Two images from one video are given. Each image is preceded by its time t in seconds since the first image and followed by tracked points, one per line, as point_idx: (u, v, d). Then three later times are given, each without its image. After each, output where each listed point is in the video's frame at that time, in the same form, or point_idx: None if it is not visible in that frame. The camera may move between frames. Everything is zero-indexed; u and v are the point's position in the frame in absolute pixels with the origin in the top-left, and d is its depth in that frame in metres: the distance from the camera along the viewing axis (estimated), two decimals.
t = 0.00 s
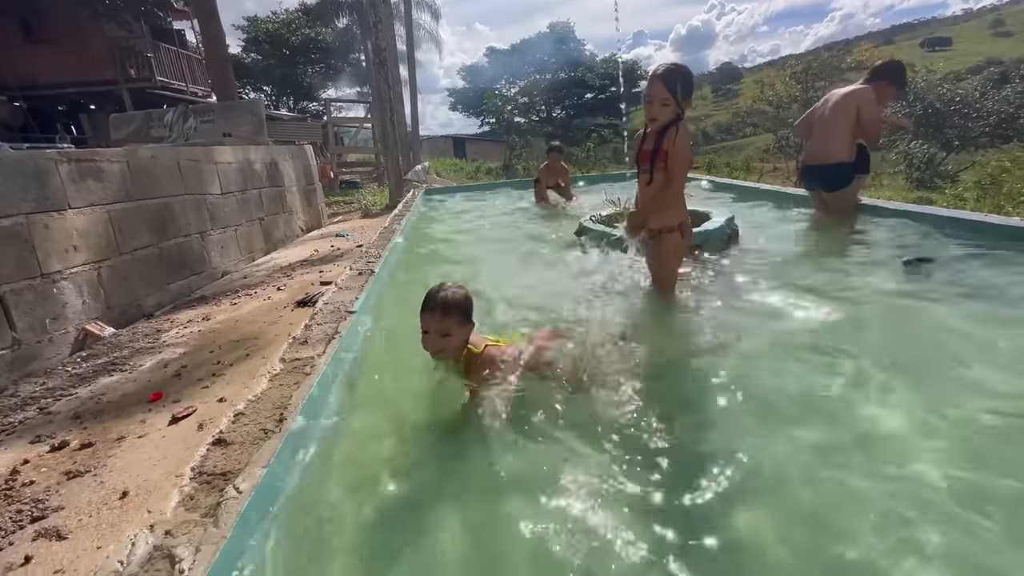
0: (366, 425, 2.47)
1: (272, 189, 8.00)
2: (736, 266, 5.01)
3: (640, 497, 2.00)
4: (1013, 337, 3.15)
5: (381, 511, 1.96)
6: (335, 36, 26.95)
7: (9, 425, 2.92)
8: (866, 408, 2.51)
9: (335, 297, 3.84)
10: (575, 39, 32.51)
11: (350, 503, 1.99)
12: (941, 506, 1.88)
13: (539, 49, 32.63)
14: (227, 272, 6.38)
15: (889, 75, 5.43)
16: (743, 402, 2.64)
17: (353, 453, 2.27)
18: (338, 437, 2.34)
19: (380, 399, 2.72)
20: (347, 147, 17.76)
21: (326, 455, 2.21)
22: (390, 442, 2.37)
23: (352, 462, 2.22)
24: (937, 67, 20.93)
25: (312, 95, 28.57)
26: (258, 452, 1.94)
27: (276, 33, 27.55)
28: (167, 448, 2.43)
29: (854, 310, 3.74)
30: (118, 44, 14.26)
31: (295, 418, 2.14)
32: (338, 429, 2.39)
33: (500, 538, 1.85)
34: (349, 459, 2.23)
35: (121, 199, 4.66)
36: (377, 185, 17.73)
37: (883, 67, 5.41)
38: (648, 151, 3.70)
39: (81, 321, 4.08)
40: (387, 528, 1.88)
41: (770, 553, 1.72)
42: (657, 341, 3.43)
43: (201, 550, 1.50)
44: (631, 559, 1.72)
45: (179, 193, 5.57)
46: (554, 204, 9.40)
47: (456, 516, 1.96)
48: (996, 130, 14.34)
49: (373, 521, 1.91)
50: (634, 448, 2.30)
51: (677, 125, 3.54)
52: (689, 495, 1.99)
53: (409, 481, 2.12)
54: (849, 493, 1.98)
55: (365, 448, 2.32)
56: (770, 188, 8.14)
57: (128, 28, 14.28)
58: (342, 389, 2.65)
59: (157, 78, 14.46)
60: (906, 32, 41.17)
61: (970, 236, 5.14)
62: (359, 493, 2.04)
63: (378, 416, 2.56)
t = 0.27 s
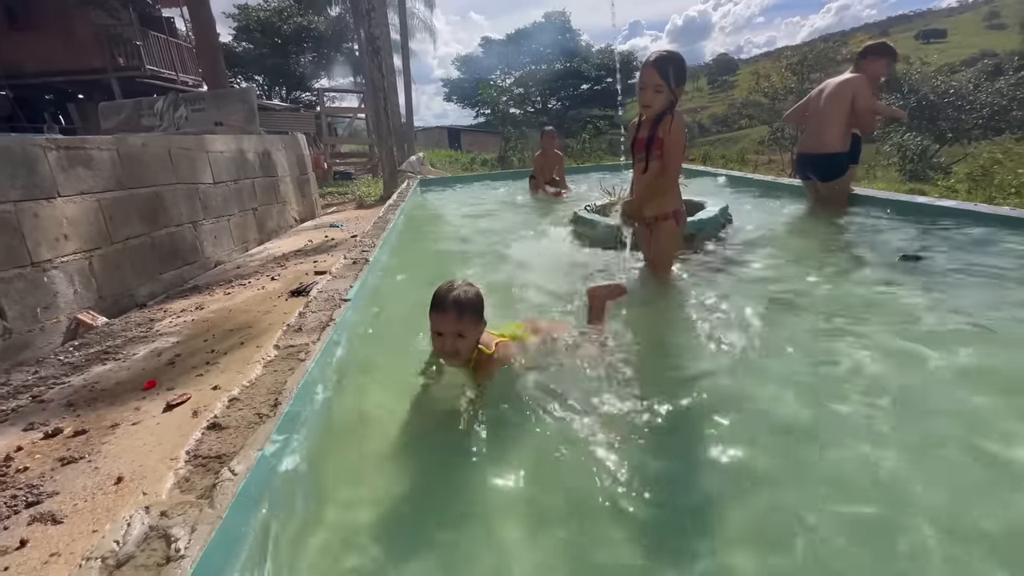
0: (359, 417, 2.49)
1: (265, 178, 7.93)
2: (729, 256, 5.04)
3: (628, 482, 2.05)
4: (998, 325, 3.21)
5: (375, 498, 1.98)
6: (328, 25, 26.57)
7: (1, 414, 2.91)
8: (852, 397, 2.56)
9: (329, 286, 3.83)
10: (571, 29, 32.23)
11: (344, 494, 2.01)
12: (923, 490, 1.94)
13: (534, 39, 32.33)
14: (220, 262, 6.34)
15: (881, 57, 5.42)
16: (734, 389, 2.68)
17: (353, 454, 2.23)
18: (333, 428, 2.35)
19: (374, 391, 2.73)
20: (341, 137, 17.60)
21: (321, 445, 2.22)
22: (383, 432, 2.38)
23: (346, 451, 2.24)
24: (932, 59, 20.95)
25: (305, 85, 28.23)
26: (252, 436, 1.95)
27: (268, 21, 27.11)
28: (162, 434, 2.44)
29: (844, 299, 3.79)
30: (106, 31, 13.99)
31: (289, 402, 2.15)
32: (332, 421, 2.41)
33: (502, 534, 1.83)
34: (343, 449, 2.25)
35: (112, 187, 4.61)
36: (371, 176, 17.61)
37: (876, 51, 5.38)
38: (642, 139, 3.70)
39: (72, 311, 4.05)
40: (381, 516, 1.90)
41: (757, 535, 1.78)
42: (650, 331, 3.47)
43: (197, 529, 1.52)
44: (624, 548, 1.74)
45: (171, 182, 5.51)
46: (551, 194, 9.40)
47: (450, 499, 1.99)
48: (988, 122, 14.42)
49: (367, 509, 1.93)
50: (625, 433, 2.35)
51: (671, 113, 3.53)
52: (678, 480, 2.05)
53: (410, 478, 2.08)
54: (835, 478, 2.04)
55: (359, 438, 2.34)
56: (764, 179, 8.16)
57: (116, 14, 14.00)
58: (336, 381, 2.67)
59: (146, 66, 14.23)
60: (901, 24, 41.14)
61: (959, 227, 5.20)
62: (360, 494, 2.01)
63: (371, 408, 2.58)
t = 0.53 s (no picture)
0: (350, 407, 2.50)
1: (254, 167, 7.83)
2: (721, 246, 5.07)
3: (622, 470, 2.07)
4: (982, 314, 3.27)
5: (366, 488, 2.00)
6: (317, 11, 26.09)
7: None
8: (838, 385, 2.61)
9: (320, 275, 3.80)
10: (564, 17, 31.90)
11: (335, 484, 2.02)
12: (905, 476, 1.99)
13: (527, 27, 31.98)
14: (210, 252, 6.28)
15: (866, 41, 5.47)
16: (723, 378, 2.72)
17: (347, 449, 2.22)
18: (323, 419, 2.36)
19: (365, 381, 2.74)
20: (331, 126, 17.39)
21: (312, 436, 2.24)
22: (375, 422, 2.40)
23: (337, 442, 2.25)
24: (923, 49, 21.02)
25: (294, 73, 27.79)
26: (244, 423, 1.95)
27: (255, 7, 26.57)
28: (153, 423, 2.43)
29: (832, 288, 3.84)
30: (88, 16, 13.65)
31: (281, 389, 2.15)
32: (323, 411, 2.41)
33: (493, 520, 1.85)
34: (334, 440, 2.26)
35: (96, 175, 4.53)
36: (362, 165, 17.44)
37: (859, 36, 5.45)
38: (635, 128, 3.70)
39: (59, 301, 4.00)
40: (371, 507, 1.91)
41: (743, 517, 1.82)
42: (641, 319, 3.50)
43: (190, 515, 1.52)
44: (620, 534, 1.78)
45: (157, 170, 5.42)
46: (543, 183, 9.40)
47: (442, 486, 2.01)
48: (977, 113, 14.53)
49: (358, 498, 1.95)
50: (615, 420, 2.38)
51: (663, 101, 3.53)
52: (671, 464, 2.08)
53: (405, 479, 2.04)
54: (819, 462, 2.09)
55: (350, 428, 2.35)
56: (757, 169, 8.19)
57: None
58: (327, 371, 2.67)
59: (130, 53, 13.91)
60: (893, 14, 41.18)
61: (947, 216, 5.27)
62: (352, 483, 2.03)
63: (362, 398, 2.59)
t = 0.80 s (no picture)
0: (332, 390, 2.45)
1: (237, 154, 7.66)
2: (709, 233, 5.09)
3: (609, 450, 2.06)
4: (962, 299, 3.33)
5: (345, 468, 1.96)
6: None
7: None
8: (821, 369, 2.64)
9: (306, 263, 3.75)
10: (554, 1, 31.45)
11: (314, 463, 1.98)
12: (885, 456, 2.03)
13: (516, 12, 31.49)
14: (193, 241, 6.16)
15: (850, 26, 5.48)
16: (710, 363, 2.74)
17: (326, 431, 2.16)
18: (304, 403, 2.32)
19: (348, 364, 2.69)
20: (317, 112, 17.06)
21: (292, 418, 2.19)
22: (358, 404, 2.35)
23: (318, 423, 2.20)
24: (911, 37, 21.09)
25: (277, 57, 27.13)
26: (228, 411, 1.92)
27: None
28: (135, 413, 2.39)
29: (817, 274, 3.88)
30: None
31: (265, 377, 2.13)
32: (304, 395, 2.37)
33: (475, 498, 1.82)
34: (314, 421, 2.21)
35: (72, 161, 4.40)
36: (350, 153, 17.17)
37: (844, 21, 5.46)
38: (625, 113, 3.67)
39: (36, 290, 3.90)
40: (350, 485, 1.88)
41: (727, 497, 1.84)
42: (629, 306, 3.51)
43: (173, 502, 1.51)
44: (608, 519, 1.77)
45: (136, 156, 5.28)
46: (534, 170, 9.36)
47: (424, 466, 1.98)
48: (963, 101, 14.66)
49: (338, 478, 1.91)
50: (603, 403, 2.37)
51: (654, 85, 3.51)
52: (657, 445, 2.09)
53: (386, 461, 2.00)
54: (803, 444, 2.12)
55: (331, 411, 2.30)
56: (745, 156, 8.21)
57: None
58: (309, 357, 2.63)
59: (106, 36, 13.45)
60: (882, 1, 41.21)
61: (930, 203, 5.33)
62: (330, 465, 1.98)
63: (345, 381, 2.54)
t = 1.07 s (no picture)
0: (311, 375, 2.43)
1: (212, 138, 7.43)
2: (692, 217, 5.11)
3: (593, 442, 2.06)
4: (935, 281, 3.41)
5: (326, 455, 1.96)
6: None
7: None
8: (798, 352, 2.69)
9: (284, 250, 3.67)
10: None
11: (293, 451, 1.96)
12: (858, 436, 2.07)
13: None
14: (168, 228, 5.98)
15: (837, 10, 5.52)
16: (690, 347, 2.77)
17: (305, 418, 2.13)
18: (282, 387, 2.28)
19: (326, 351, 2.66)
20: (296, 96, 16.63)
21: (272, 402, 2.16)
22: (338, 390, 2.34)
23: (298, 409, 2.18)
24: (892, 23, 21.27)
25: (254, 38, 26.28)
26: (201, 401, 1.88)
27: None
28: (107, 405, 2.33)
29: (796, 258, 3.93)
30: None
31: (240, 367, 2.09)
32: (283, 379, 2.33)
33: (456, 486, 1.84)
34: (293, 406, 2.19)
35: (35, 145, 4.21)
36: (331, 137, 16.81)
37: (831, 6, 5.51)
38: (610, 96, 3.63)
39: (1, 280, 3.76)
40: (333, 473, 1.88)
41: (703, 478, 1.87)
42: (612, 291, 3.51)
43: (142, 495, 1.48)
44: (587, 505, 1.79)
45: (104, 140, 5.08)
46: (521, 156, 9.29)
47: (406, 453, 1.99)
48: (940, 88, 14.89)
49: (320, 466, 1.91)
50: (585, 389, 2.38)
51: (638, 68, 3.47)
52: (635, 431, 2.11)
53: (367, 450, 1.99)
54: (779, 426, 2.16)
55: (311, 396, 2.28)
56: (729, 141, 8.23)
57: None
58: (288, 342, 2.58)
59: (70, 14, 12.86)
60: None
61: (907, 188, 5.42)
62: (308, 452, 1.96)
63: (323, 367, 2.52)
